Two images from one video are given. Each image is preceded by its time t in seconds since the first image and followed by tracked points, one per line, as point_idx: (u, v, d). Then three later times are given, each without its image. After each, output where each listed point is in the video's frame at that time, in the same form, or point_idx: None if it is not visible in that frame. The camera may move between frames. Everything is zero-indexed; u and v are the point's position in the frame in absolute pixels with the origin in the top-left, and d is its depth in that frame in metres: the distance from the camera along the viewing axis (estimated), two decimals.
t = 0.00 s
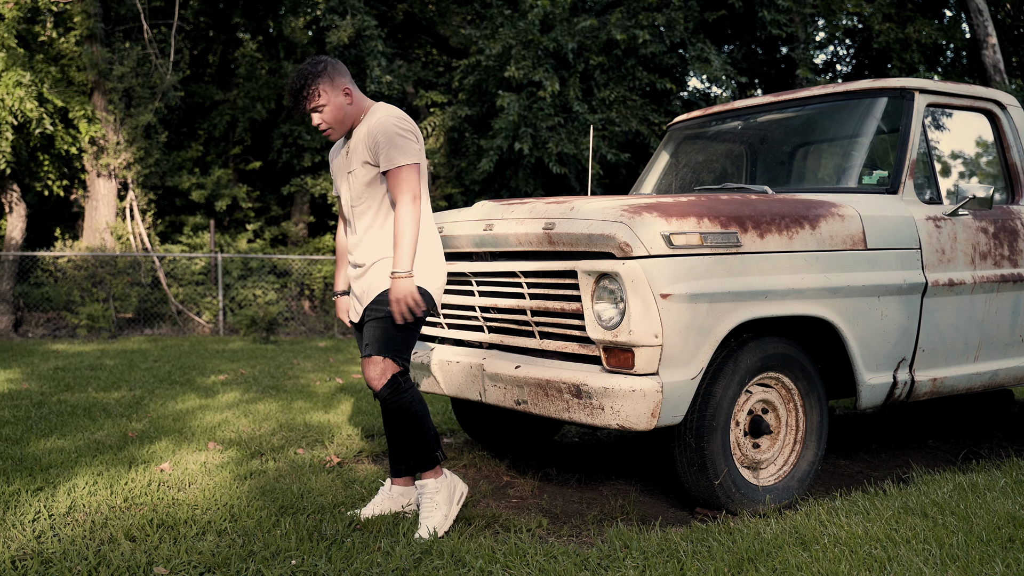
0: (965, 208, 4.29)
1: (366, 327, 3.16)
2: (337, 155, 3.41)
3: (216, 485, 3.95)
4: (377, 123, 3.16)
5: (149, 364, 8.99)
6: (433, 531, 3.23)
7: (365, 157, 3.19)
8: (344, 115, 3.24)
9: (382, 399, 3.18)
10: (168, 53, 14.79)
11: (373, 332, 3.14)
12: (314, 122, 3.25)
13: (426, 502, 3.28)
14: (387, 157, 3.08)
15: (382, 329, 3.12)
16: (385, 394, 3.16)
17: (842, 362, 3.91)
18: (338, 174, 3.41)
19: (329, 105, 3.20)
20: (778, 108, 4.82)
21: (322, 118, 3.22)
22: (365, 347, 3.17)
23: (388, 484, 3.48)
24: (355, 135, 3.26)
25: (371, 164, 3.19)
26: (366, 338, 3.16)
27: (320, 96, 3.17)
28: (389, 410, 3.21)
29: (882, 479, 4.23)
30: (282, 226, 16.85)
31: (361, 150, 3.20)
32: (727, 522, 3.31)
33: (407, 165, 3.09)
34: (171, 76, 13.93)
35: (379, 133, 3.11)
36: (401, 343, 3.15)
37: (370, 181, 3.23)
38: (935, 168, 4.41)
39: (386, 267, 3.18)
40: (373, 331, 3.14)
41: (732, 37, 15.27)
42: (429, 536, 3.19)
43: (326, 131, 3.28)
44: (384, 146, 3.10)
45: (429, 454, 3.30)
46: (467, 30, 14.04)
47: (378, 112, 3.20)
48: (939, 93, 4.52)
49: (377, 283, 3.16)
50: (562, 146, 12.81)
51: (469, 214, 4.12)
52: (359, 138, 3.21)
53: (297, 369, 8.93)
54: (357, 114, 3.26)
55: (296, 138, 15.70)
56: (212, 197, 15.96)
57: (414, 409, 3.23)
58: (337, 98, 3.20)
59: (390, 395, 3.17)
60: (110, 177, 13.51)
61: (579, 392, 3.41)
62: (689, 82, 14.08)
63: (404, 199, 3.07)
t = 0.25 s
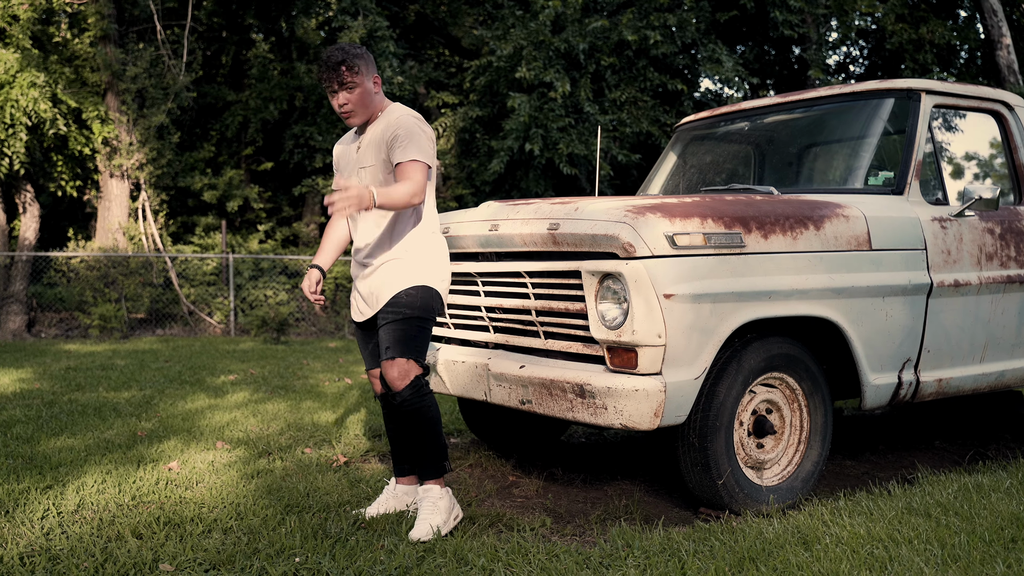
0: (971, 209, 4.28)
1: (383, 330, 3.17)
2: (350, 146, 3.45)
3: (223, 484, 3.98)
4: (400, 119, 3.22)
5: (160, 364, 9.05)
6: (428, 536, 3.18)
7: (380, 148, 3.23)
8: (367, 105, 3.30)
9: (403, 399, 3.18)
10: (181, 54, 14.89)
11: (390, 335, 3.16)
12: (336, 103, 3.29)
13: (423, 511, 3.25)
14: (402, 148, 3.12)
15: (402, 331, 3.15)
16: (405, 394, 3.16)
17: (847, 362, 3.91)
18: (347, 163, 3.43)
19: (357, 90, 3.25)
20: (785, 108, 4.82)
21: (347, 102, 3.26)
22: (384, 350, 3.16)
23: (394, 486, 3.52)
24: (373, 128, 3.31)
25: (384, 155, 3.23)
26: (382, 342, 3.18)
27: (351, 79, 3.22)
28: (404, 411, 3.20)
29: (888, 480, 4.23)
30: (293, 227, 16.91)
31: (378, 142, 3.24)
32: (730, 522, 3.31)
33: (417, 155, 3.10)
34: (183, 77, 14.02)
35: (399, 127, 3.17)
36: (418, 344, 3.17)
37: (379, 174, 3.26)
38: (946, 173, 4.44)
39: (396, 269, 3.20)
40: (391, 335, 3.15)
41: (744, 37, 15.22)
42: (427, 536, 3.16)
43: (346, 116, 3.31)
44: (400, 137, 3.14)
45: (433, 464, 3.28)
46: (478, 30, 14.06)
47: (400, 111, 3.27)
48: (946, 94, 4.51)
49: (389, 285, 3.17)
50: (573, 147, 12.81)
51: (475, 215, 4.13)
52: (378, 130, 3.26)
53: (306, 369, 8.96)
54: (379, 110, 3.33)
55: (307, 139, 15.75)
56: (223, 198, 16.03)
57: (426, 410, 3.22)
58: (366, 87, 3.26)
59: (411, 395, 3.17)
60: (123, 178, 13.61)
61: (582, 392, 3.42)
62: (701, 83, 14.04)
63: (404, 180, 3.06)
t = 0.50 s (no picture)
0: (971, 210, 4.29)
1: (400, 342, 3.20)
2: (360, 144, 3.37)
3: (227, 483, 4.02)
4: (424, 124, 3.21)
5: (165, 365, 9.11)
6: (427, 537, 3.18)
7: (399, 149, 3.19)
8: (390, 105, 3.22)
9: (420, 406, 3.25)
10: (187, 56, 14.95)
11: (409, 348, 3.19)
12: (358, 96, 3.17)
13: (422, 517, 3.26)
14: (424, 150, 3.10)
15: (421, 344, 3.19)
16: (424, 402, 3.25)
17: (846, 363, 3.93)
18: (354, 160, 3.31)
19: (384, 88, 3.17)
20: (786, 111, 4.84)
21: (372, 98, 3.15)
22: (404, 363, 3.20)
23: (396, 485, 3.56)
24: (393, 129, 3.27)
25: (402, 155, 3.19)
26: (399, 354, 3.20)
27: (381, 75, 3.14)
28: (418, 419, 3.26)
29: (888, 481, 4.24)
30: (298, 228, 16.96)
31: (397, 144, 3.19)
32: (729, 522, 3.34)
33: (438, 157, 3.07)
34: (189, 79, 14.08)
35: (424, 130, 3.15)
36: (434, 356, 3.23)
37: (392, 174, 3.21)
38: (952, 175, 4.48)
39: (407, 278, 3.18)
40: (410, 351, 3.19)
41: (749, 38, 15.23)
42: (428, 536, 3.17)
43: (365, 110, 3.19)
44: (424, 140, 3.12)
45: (435, 473, 3.29)
46: (482, 32, 14.09)
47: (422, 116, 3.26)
48: (947, 96, 4.53)
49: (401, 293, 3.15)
50: (577, 148, 12.84)
51: (477, 217, 4.16)
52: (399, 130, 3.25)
53: (310, 370, 9.01)
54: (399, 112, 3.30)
55: (312, 140, 15.79)
56: (228, 199, 16.09)
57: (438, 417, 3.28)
58: (393, 87, 3.20)
59: (429, 405, 3.25)
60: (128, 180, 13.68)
61: (583, 393, 3.44)
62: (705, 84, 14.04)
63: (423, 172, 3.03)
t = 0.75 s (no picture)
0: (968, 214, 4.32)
1: (412, 349, 3.20)
2: (377, 145, 3.28)
3: (229, 484, 4.06)
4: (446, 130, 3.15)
5: (167, 366, 9.15)
6: (428, 537, 3.21)
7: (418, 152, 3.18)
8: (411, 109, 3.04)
9: (427, 412, 3.26)
10: (190, 58, 15.00)
11: (420, 354, 3.20)
12: (379, 95, 3.01)
13: (424, 517, 3.29)
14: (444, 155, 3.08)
15: (432, 349, 3.20)
16: (432, 409, 3.26)
17: (843, 366, 3.96)
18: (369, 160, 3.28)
19: (407, 88, 2.99)
20: (785, 115, 4.88)
21: (394, 99, 3.00)
22: (414, 368, 3.20)
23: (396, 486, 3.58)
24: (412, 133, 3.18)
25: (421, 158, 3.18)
26: (410, 359, 3.21)
27: (405, 76, 2.98)
28: (425, 425, 3.27)
29: (885, 483, 4.27)
30: (300, 229, 17.00)
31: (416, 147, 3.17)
32: (727, 523, 3.37)
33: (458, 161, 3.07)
34: (192, 81, 14.14)
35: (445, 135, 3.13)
36: (445, 362, 3.24)
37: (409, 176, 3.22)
38: (953, 180, 4.54)
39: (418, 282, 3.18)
40: (420, 356, 3.19)
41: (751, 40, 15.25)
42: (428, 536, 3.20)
43: (385, 111, 3.02)
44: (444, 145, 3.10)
45: (441, 478, 3.32)
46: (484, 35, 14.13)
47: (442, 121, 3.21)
48: (944, 101, 4.56)
49: (410, 297, 3.15)
50: (579, 150, 12.88)
51: (478, 220, 4.20)
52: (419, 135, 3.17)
53: (312, 371, 9.04)
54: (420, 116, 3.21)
55: (315, 142, 15.82)
56: (231, 201, 16.14)
57: (446, 424, 3.29)
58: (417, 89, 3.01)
59: (437, 410, 3.26)
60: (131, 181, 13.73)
61: (582, 395, 3.47)
62: (707, 86, 14.06)
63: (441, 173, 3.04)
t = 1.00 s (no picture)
0: (963, 217, 4.35)
1: (419, 355, 3.18)
2: (393, 145, 3.29)
3: (230, 485, 4.09)
4: (462, 135, 3.14)
5: (168, 367, 9.19)
6: (427, 538, 3.24)
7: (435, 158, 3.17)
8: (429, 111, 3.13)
9: (432, 418, 3.26)
10: (191, 60, 15.05)
11: (426, 360, 3.18)
12: (398, 97, 3.08)
13: (423, 520, 3.31)
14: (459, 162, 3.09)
15: (439, 358, 3.17)
16: (437, 416, 3.25)
17: (839, 368, 4.00)
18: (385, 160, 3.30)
19: (426, 92, 3.06)
20: (782, 119, 4.91)
21: (412, 101, 3.07)
22: (420, 374, 3.19)
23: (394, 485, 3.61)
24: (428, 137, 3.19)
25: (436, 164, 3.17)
26: (416, 365, 3.20)
27: (425, 79, 3.03)
28: (431, 432, 3.28)
29: (880, 484, 4.31)
30: (300, 230, 17.03)
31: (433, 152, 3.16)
32: (722, 525, 3.40)
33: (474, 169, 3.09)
34: (193, 83, 14.18)
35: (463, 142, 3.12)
36: (450, 369, 3.22)
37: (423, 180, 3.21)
38: (952, 183, 4.58)
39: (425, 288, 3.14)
40: (426, 363, 3.18)
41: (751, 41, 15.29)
42: (427, 538, 3.23)
43: (403, 112, 3.10)
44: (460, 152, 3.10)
45: (444, 482, 3.34)
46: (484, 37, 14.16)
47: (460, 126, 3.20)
48: (939, 105, 4.60)
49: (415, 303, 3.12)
50: (579, 152, 12.92)
51: (477, 223, 4.23)
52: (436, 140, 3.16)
53: (312, 372, 9.08)
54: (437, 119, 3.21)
55: (315, 143, 15.84)
56: (231, 202, 16.18)
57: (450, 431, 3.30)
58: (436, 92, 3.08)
59: (441, 417, 3.25)
60: (132, 183, 13.76)
61: (579, 397, 3.50)
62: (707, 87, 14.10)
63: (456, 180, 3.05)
